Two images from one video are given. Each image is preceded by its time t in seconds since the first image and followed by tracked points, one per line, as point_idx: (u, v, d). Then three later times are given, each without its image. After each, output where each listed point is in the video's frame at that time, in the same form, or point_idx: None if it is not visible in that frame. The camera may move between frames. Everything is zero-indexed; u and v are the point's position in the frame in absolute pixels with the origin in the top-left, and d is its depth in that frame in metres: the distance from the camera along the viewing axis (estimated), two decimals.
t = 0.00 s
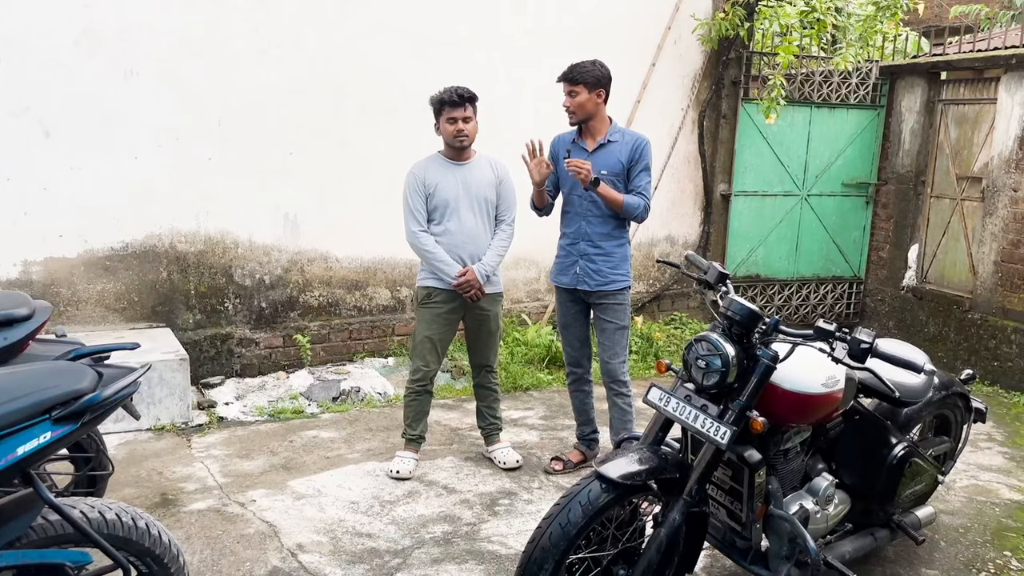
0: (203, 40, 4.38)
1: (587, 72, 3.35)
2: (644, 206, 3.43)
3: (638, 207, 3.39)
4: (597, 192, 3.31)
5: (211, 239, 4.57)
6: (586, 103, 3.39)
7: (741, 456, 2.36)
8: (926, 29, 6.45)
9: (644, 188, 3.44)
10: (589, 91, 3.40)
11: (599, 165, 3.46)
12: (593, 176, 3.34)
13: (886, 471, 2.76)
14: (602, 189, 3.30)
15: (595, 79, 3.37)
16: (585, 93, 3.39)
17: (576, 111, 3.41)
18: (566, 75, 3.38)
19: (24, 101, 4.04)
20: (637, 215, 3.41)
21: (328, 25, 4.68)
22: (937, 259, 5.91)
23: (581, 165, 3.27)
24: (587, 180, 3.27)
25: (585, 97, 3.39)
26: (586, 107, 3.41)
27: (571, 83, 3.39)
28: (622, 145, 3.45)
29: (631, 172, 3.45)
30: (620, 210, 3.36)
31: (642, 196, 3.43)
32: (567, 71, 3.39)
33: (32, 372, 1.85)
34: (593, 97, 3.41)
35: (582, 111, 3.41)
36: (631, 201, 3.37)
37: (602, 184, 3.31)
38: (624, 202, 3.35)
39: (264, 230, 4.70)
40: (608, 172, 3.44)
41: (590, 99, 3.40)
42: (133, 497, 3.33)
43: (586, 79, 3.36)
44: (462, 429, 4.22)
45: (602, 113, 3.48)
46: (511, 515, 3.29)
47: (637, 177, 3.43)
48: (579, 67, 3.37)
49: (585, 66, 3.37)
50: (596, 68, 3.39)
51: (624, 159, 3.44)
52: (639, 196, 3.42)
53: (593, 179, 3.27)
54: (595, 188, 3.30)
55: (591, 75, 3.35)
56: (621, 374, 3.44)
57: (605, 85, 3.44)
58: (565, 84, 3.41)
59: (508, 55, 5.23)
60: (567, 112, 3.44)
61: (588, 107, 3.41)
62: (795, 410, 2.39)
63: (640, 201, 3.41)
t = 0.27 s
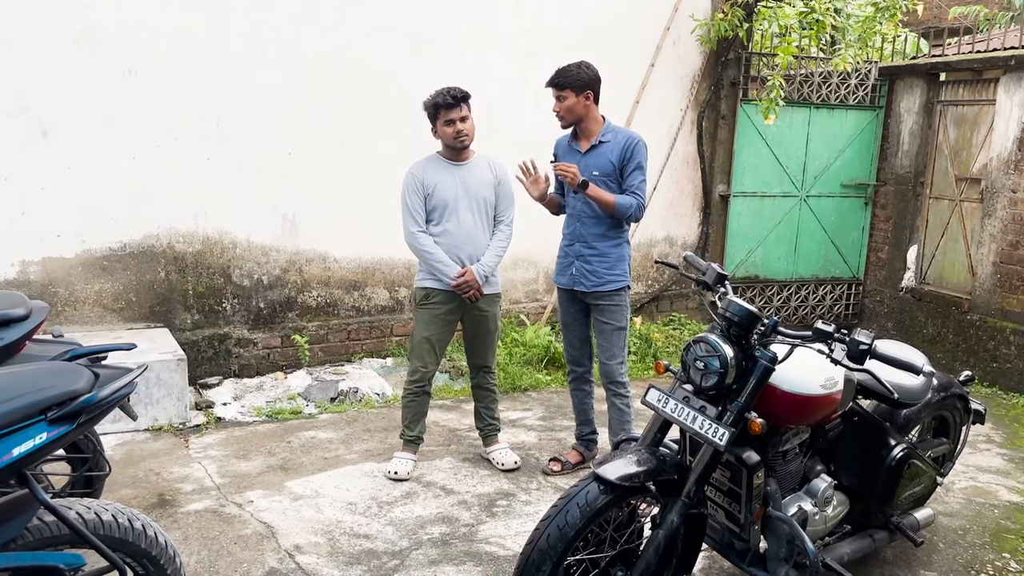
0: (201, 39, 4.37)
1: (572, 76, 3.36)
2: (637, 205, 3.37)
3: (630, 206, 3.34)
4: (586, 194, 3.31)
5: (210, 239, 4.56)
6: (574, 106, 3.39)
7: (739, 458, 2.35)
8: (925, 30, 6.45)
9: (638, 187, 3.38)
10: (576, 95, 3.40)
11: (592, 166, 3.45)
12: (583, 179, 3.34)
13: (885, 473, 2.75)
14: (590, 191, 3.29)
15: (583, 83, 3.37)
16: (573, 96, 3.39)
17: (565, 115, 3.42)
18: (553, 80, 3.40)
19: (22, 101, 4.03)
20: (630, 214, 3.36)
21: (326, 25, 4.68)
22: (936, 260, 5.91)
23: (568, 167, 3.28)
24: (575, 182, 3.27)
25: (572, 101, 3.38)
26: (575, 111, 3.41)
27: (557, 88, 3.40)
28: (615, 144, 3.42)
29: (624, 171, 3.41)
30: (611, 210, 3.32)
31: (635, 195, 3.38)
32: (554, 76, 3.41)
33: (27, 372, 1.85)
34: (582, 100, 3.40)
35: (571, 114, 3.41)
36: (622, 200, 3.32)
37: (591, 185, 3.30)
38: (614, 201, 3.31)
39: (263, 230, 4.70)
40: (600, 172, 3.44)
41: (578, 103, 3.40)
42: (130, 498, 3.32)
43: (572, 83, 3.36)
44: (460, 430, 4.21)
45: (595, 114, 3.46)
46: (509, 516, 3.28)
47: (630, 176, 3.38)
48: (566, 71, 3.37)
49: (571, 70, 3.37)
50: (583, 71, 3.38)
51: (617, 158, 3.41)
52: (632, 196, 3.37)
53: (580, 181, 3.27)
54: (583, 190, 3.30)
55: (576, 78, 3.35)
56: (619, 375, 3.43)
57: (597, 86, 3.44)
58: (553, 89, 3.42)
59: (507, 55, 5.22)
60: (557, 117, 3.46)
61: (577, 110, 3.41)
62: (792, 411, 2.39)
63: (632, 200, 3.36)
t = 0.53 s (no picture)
0: (202, 40, 4.37)
1: (575, 75, 3.35)
2: (633, 208, 3.36)
3: (626, 209, 3.33)
4: (582, 196, 3.29)
5: (211, 240, 4.56)
6: (575, 106, 3.39)
7: (741, 460, 2.35)
8: (927, 32, 6.44)
9: (635, 190, 3.37)
10: (580, 95, 3.39)
11: (591, 168, 3.45)
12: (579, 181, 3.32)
13: (887, 475, 2.74)
14: (585, 194, 3.27)
15: (586, 83, 3.36)
16: (575, 96, 3.38)
17: (567, 115, 3.41)
18: (556, 80, 3.40)
19: (23, 101, 4.03)
20: (626, 217, 3.35)
21: (327, 26, 4.67)
22: (938, 262, 5.90)
23: (563, 172, 3.23)
24: (570, 186, 3.24)
25: (575, 101, 3.38)
26: (578, 111, 3.40)
27: (561, 88, 3.39)
28: (614, 146, 3.41)
29: (622, 173, 3.40)
30: (606, 212, 3.31)
31: (632, 198, 3.36)
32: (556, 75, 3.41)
33: (27, 373, 1.84)
34: (585, 100, 3.39)
35: (573, 114, 3.41)
36: (617, 202, 3.31)
37: (587, 188, 3.28)
38: (609, 204, 3.30)
39: (263, 231, 4.69)
40: (598, 174, 3.43)
41: (581, 102, 3.39)
42: (130, 498, 3.31)
43: (575, 83, 3.36)
44: (461, 431, 4.21)
45: (598, 115, 3.46)
46: (510, 518, 3.28)
47: (628, 178, 3.37)
48: (569, 70, 3.37)
49: (574, 70, 3.36)
50: (586, 71, 3.37)
51: (615, 161, 3.40)
52: (629, 199, 3.36)
53: (576, 184, 3.24)
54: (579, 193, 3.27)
55: (579, 78, 3.35)
56: (619, 377, 3.42)
57: (600, 87, 3.43)
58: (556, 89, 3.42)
59: (508, 57, 5.22)
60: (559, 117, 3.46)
61: (580, 110, 3.40)
62: (793, 413, 2.38)
63: (629, 203, 3.35)
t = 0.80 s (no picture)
0: (206, 40, 4.37)
1: (589, 74, 3.34)
2: (631, 209, 3.35)
3: (621, 210, 3.32)
4: (578, 197, 3.30)
5: (214, 240, 4.56)
6: (587, 105, 3.37)
7: (746, 461, 2.35)
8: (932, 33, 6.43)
9: (634, 191, 3.36)
10: (593, 94, 3.38)
11: (595, 169, 3.45)
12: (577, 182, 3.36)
13: (891, 477, 2.74)
14: (581, 194, 3.28)
15: (598, 82, 3.36)
16: (588, 95, 3.37)
17: (577, 112, 3.40)
18: (569, 77, 3.39)
19: (27, 102, 4.03)
20: (622, 218, 3.34)
21: (331, 27, 4.68)
22: (942, 263, 5.89)
23: (559, 172, 3.32)
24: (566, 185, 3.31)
25: (587, 100, 3.37)
26: (588, 109, 3.39)
27: (574, 85, 3.38)
28: (617, 148, 3.40)
29: (624, 175, 3.40)
30: (602, 213, 3.31)
31: (630, 199, 3.36)
32: (569, 73, 3.40)
33: (31, 373, 1.84)
34: (596, 99, 3.38)
35: (583, 113, 3.40)
36: (614, 203, 3.31)
37: (583, 188, 3.29)
38: (606, 205, 3.30)
39: (267, 231, 4.69)
40: (601, 175, 3.43)
41: (592, 101, 3.38)
42: (134, 498, 3.32)
43: (589, 82, 3.35)
44: (464, 432, 4.20)
45: (605, 116, 3.45)
46: (514, 519, 3.27)
47: (629, 180, 3.36)
48: (583, 69, 3.36)
49: (586, 68, 3.36)
50: (598, 70, 3.36)
51: (618, 162, 3.40)
52: (628, 200, 3.35)
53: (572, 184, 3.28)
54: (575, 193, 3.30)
55: (593, 77, 3.34)
56: (623, 379, 3.42)
57: (610, 86, 3.42)
58: (568, 86, 3.41)
59: (511, 57, 5.22)
60: (568, 115, 3.45)
61: (591, 109, 3.39)
62: (798, 415, 2.37)
63: (626, 204, 3.35)
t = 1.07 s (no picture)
0: (211, 40, 4.37)
1: (599, 73, 3.33)
2: (635, 210, 3.34)
3: (626, 210, 3.31)
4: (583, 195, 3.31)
5: (220, 240, 4.57)
6: (597, 104, 3.37)
7: (752, 463, 2.34)
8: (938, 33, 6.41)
9: (639, 192, 3.35)
10: (603, 93, 3.38)
11: (602, 168, 3.45)
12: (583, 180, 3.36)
13: (898, 478, 2.73)
14: (586, 191, 3.28)
15: (608, 81, 3.36)
16: (598, 94, 3.37)
17: (587, 111, 3.40)
18: (579, 76, 3.38)
19: (33, 102, 4.04)
20: (626, 219, 3.33)
21: (336, 27, 4.68)
22: (948, 264, 5.87)
23: (562, 169, 3.30)
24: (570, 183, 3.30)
25: (597, 99, 3.37)
26: (598, 109, 3.39)
27: (584, 84, 3.38)
28: (625, 148, 3.40)
29: (630, 175, 3.39)
30: (606, 213, 3.31)
31: (635, 200, 3.35)
32: (579, 72, 3.40)
33: (37, 373, 1.84)
34: (607, 98, 3.38)
35: (594, 112, 3.39)
36: (618, 203, 3.30)
37: (588, 186, 3.29)
38: (611, 204, 3.30)
39: (272, 231, 4.70)
40: (608, 175, 3.43)
41: (602, 100, 3.38)
42: (139, 498, 3.32)
43: (599, 81, 3.34)
44: (469, 432, 4.20)
45: (614, 116, 3.45)
46: (519, 519, 3.27)
47: (634, 181, 3.36)
48: (593, 69, 3.35)
49: (596, 67, 3.36)
50: (608, 70, 3.36)
51: (625, 162, 3.39)
52: (632, 201, 3.34)
53: (576, 182, 3.28)
54: (579, 190, 3.30)
55: (603, 76, 3.34)
56: (627, 379, 3.41)
57: (619, 87, 3.42)
58: (579, 85, 3.40)
59: (516, 57, 5.22)
60: (578, 114, 3.44)
61: (601, 108, 3.38)
62: (804, 416, 2.37)
63: (631, 205, 3.33)
